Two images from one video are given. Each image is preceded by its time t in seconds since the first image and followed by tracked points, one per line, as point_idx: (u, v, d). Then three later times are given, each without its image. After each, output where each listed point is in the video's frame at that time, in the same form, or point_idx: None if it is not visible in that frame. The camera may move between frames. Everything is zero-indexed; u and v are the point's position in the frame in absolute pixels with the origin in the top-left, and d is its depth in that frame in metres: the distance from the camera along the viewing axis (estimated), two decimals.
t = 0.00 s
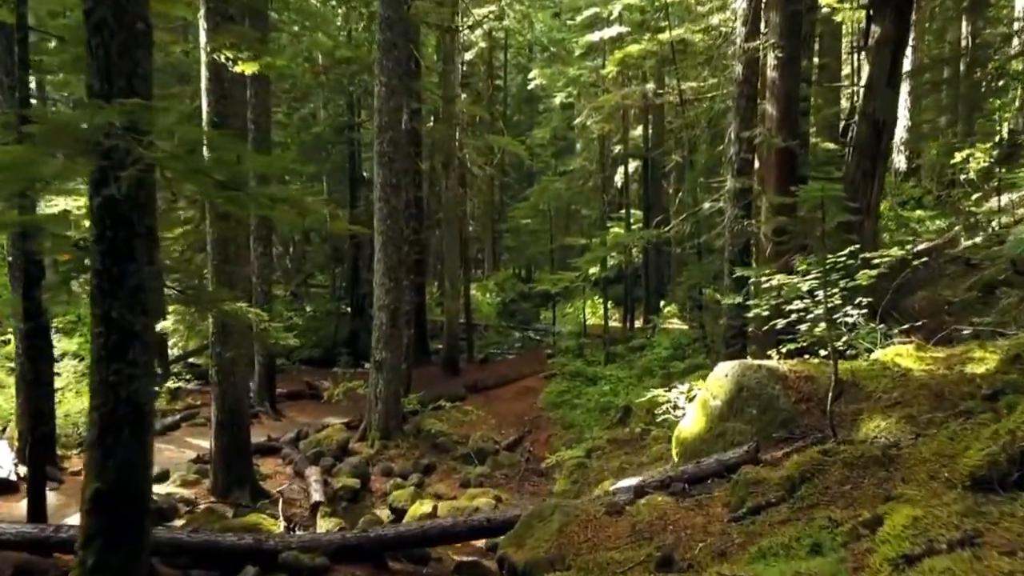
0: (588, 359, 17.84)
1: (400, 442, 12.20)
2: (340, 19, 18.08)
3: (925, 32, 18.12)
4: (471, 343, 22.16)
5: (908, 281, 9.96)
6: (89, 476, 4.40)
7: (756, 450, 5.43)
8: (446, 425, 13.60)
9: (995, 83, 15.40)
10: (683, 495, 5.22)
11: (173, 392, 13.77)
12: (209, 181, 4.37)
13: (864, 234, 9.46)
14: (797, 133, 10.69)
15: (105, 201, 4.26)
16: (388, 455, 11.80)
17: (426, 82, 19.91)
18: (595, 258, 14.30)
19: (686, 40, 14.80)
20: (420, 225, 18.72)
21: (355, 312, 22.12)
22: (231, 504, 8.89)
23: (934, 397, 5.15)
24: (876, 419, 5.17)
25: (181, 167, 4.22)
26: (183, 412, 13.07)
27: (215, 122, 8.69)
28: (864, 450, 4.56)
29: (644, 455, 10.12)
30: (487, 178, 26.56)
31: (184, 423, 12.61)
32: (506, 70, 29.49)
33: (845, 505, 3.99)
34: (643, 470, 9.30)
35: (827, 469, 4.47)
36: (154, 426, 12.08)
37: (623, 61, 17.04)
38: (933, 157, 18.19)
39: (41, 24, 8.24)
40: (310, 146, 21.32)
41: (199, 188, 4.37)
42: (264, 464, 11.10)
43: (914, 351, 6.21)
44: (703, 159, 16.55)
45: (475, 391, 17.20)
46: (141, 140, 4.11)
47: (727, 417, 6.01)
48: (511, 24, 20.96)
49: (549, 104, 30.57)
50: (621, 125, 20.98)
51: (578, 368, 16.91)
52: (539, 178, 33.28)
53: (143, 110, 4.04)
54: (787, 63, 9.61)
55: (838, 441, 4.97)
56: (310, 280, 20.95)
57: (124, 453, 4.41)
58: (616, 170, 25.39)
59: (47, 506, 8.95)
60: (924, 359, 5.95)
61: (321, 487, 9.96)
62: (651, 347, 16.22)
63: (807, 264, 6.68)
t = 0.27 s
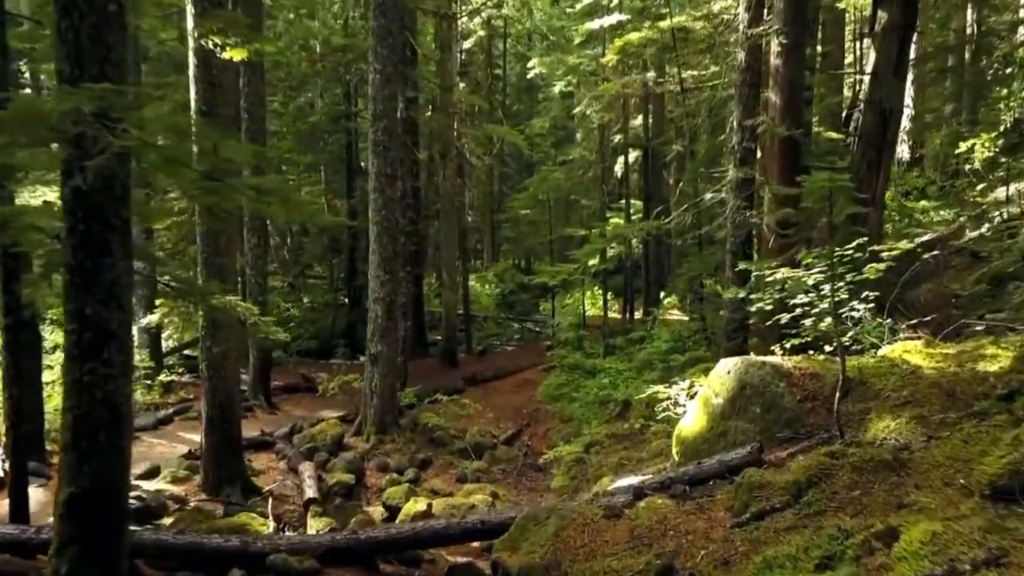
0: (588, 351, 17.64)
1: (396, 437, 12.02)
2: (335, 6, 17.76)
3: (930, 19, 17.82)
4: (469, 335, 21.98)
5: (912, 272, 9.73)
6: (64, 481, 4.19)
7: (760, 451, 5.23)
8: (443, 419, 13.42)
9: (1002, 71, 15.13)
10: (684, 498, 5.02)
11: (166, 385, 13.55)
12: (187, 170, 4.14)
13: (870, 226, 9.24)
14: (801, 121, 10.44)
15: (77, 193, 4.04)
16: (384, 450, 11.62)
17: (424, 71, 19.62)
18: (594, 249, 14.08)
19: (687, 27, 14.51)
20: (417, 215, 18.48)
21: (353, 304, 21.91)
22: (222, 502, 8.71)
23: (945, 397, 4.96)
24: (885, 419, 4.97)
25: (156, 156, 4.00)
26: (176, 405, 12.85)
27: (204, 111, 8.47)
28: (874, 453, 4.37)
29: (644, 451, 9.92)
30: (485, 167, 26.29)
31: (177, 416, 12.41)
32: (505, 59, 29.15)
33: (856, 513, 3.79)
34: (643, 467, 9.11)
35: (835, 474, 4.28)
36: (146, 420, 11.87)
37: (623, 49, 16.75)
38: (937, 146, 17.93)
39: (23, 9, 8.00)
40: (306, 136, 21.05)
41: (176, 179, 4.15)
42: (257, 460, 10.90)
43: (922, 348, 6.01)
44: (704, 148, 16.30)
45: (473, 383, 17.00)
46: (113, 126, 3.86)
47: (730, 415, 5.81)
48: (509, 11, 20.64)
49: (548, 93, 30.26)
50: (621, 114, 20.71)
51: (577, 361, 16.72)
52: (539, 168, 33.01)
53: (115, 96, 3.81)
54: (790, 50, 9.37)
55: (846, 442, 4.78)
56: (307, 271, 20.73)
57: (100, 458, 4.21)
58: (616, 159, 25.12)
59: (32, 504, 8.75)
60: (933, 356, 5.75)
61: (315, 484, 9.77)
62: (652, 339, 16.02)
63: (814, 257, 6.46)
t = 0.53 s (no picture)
0: (587, 345, 17.47)
1: (392, 433, 11.86)
2: None
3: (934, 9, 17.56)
4: (468, 328, 21.81)
5: (917, 266, 9.54)
6: (39, 487, 4.03)
7: (763, 452, 5.06)
8: (440, 414, 13.27)
9: (1007, 62, 14.89)
10: (685, 502, 4.85)
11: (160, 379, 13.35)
12: (166, 163, 3.95)
13: (874, 220, 9.05)
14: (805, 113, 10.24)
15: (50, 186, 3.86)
16: (380, 446, 11.45)
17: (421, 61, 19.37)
18: (593, 243, 13.89)
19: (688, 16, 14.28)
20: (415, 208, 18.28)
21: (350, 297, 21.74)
22: (214, 501, 8.55)
23: (956, 398, 4.80)
24: (893, 420, 4.81)
25: (132, 148, 3.81)
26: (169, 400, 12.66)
27: (192, 102, 8.27)
28: (883, 457, 4.21)
29: (643, 448, 9.76)
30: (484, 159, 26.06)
31: (171, 411, 12.22)
32: (503, 49, 28.87)
33: (867, 521, 3.63)
34: (642, 465, 8.95)
35: (842, 479, 4.12)
36: (139, 416, 11.69)
37: (623, 39, 16.50)
38: (941, 138, 17.71)
39: None
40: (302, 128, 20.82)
41: (155, 172, 3.96)
42: (251, 456, 10.73)
43: (930, 346, 5.84)
44: (705, 140, 16.08)
45: (471, 377, 16.82)
46: (86, 116, 3.67)
47: (731, 415, 5.64)
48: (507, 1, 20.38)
49: (547, 84, 29.99)
50: (621, 105, 20.47)
51: (576, 355, 16.55)
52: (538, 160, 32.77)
53: (87, 84, 3.61)
54: (794, 40, 9.16)
55: (853, 445, 4.61)
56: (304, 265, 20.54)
57: (77, 463, 4.04)
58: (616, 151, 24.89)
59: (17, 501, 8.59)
60: (942, 355, 5.58)
61: (309, 481, 9.61)
62: (652, 333, 15.84)
63: (819, 253, 6.28)
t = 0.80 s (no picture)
0: (587, 340, 17.28)
1: (388, 430, 11.69)
2: None
3: None
4: (467, 323, 21.64)
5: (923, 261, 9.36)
6: (11, 495, 3.85)
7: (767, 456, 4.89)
8: (438, 410, 13.11)
9: (1013, 53, 14.65)
10: (686, 507, 4.68)
11: (155, 375, 13.18)
12: (141, 155, 3.76)
13: (881, 214, 8.85)
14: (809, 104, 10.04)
15: (21, 179, 3.69)
16: (376, 443, 11.28)
17: (418, 52, 19.10)
18: (592, 237, 13.69)
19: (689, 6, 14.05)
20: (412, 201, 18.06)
21: (348, 291, 21.56)
22: (205, 500, 8.39)
23: (967, 401, 4.63)
24: (902, 423, 4.64)
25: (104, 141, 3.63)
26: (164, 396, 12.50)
27: (180, 94, 8.06)
28: (893, 463, 4.04)
29: (643, 446, 9.60)
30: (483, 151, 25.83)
31: (164, 407, 12.06)
32: (502, 41, 28.60)
33: (877, 531, 3.47)
34: (642, 464, 8.79)
35: (850, 487, 3.94)
36: (132, 412, 11.52)
37: (623, 30, 16.25)
38: (946, 130, 17.46)
39: None
40: (298, 120, 20.59)
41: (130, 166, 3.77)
42: (244, 454, 10.55)
43: (940, 345, 5.66)
44: (706, 133, 15.88)
45: (469, 372, 16.64)
46: (54, 106, 3.48)
47: (734, 416, 5.47)
48: None
49: (547, 75, 29.74)
50: (621, 97, 20.22)
51: (576, 350, 16.38)
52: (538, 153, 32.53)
53: (54, 73, 3.42)
54: (798, 30, 8.97)
55: (860, 450, 4.44)
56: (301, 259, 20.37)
57: (50, 471, 3.87)
58: (616, 144, 24.64)
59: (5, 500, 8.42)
60: (951, 355, 5.41)
61: (303, 480, 9.45)
62: (652, 328, 15.67)
63: (823, 248, 6.12)
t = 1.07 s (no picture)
0: (586, 334, 17.08)
1: (383, 427, 11.49)
2: None
3: None
4: (465, 317, 21.44)
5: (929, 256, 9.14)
6: None
7: (772, 462, 4.68)
8: (434, 407, 12.91)
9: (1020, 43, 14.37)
10: (688, 517, 4.47)
11: (148, 373, 12.98)
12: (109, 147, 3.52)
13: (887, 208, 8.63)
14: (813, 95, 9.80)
15: None
16: (371, 442, 11.08)
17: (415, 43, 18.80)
18: (591, 231, 13.45)
19: None
20: (409, 194, 17.82)
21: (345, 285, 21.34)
22: (194, 502, 8.20)
23: (981, 406, 4.43)
24: (914, 429, 4.43)
25: (69, 132, 3.37)
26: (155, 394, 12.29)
27: (167, 83, 7.77)
28: (906, 473, 3.83)
29: (643, 445, 9.40)
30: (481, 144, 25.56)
31: (156, 405, 11.85)
32: (501, 31, 28.26)
33: (894, 549, 3.26)
34: (641, 464, 8.60)
35: (862, 499, 3.74)
36: (123, 410, 11.31)
37: (623, 20, 15.97)
38: (950, 121, 17.21)
39: None
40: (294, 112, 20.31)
41: (99, 160, 3.51)
42: (236, 452, 10.35)
43: (950, 345, 5.45)
44: (707, 124, 15.62)
45: (467, 368, 16.43)
46: (14, 95, 3.22)
47: (737, 419, 5.27)
48: None
49: (546, 66, 29.42)
50: (621, 89, 19.94)
51: (574, 345, 16.18)
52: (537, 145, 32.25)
53: (14, 59, 3.18)
54: (802, 18, 8.72)
55: (870, 457, 4.23)
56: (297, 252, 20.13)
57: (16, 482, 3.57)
58: (615, 136, 24.36)
59: None
60: (963, 356, 5.20)
61: (295, 480, 9.26)
62: (652, 323, 15.45)
63: (830, 245, 5.90)
